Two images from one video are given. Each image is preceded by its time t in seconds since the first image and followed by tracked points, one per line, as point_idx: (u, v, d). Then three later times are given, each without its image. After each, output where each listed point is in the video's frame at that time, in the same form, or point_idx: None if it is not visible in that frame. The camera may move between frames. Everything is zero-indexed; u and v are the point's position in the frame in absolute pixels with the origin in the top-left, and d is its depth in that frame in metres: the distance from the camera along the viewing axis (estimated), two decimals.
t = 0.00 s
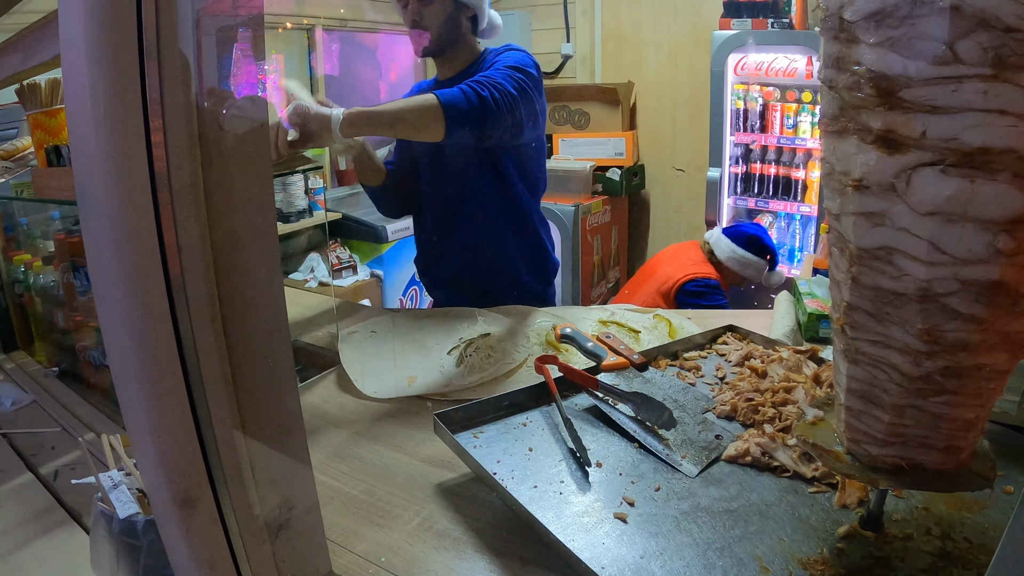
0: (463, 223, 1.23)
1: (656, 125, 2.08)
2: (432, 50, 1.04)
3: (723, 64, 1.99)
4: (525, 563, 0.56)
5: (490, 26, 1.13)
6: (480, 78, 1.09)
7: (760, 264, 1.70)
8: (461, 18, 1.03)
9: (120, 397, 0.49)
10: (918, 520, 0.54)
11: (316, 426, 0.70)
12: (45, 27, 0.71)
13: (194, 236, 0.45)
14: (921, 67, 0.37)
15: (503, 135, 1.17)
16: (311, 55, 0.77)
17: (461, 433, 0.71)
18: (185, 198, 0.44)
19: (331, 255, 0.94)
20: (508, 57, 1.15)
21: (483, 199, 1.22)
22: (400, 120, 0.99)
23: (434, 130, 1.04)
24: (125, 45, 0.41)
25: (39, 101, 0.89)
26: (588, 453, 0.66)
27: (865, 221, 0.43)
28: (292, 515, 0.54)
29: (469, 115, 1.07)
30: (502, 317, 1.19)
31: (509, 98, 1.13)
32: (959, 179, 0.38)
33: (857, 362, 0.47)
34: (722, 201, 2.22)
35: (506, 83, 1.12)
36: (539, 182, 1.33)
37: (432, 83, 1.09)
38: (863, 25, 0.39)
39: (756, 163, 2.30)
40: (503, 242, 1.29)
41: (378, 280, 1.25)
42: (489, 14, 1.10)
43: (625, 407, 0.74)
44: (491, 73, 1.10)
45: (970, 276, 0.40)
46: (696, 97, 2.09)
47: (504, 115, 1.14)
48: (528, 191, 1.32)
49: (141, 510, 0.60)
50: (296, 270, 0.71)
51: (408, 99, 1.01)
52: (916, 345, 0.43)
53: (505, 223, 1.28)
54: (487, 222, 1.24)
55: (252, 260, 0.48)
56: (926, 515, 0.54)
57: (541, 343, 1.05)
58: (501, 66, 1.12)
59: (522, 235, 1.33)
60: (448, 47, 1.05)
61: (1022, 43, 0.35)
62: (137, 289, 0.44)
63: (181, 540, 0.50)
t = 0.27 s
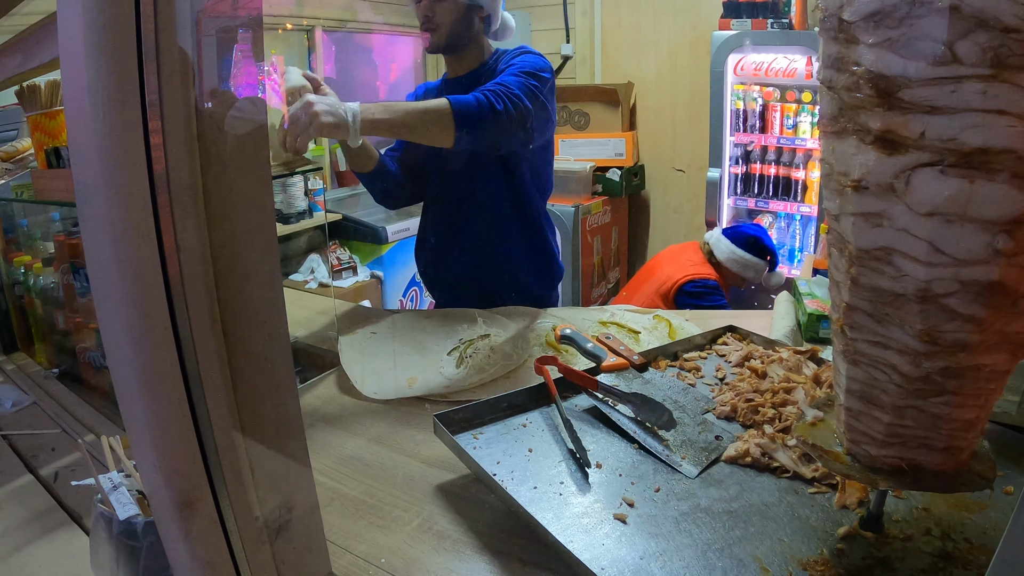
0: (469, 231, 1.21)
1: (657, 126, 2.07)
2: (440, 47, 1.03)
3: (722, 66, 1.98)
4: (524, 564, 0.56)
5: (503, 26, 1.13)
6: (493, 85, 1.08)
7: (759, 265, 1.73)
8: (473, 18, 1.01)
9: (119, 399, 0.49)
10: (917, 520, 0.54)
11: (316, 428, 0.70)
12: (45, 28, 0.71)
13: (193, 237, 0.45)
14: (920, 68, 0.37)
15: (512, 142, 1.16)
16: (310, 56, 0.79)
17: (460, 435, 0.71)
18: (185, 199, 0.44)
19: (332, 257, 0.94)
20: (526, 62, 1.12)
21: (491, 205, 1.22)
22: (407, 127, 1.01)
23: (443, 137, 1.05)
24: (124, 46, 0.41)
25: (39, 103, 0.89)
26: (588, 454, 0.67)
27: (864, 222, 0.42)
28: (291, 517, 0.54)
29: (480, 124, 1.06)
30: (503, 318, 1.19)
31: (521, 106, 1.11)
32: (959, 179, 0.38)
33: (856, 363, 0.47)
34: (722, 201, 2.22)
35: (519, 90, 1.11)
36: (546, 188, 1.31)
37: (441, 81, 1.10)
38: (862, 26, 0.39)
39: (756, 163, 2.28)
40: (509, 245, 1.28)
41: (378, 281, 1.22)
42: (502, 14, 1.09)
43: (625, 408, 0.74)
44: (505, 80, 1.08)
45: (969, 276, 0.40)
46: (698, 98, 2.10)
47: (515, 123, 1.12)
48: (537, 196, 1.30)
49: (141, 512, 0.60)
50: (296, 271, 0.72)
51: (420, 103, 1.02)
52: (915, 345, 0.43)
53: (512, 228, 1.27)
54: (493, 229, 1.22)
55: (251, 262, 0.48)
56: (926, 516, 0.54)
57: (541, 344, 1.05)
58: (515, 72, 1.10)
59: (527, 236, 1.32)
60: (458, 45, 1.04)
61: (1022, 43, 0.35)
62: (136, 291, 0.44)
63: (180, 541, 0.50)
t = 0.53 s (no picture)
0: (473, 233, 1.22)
1: (657, 126, 2.08)
2: (445, 46, 1.03)
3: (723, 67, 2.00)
4: (525, 567, 0.56)
5: (510, 28, 1.13)
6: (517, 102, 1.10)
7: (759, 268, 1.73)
8: (479, 20, 1.02)
9: (120, 401, 0.49)
10: (916, 524, 0.54)
11: (316, 430, 0.71)
12: (47, 30, 0.71)
13: (194, 241, 0.45)
14: (920, 73, 0.38)
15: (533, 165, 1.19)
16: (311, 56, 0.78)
17: (461, 437, 0.71)
18: (186, 203, 0.44)
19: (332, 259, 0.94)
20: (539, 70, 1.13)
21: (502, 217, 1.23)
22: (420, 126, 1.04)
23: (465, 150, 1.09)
24: (126, 49, 0.41)
25: (40, 104, 0.89)
26: (588, 456, 0.67)
27: (865, 226, 0.43)
28: (292, 519, 0.54)
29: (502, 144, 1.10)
30: (503, 321, 1.19)
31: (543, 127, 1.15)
32: (959, 184, 0.38)
33: (856, 367, 0.47)
34: (722, 202, 2.21)
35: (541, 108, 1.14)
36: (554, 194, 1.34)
37: (443, 83, 1.12)
38: (863, 30, 0.40)
39: (756, 166, 2.31)
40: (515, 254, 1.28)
41: (378, 283, 1.24)
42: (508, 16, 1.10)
43: (625, 411, 0.74)
44: (526, 97, 1.11)
45: (969, 281, 0.40)
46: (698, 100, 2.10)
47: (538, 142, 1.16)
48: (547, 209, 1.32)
49: (142, 514, 0.60)
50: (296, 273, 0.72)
51: (449, 113, 1.08)
52: (916, 349, 0.43)
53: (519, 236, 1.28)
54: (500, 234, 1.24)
55: (253, 265, 0.48)
56: (925, 519, 0.54)
57: (541, 346, 1.05)
58: (532, 85, 1.12)
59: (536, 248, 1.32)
60: (465, 44, 1.04)
61: (1022, 48, 0.35)
62: (138, 294, 0.44)
63: (181, 543, 0.50)
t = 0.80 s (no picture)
0: (474, 233, 1.22)
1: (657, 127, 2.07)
2: (446, 45, 1.03)
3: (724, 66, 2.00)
4: (526, 566, 0.56)
5: (511, 22, 1.13)
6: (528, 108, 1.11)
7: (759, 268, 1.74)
8: (478, 18, 1.01)
9: (119, 401, 0.49)
10: (918, 523, 0.54)
11: (316, 429, 0.70)
12: (46, 28, 0.71)
13: (194, 239, 0.45)
14: (924, 71, 0.37)
15: (540, 177, 1.20)
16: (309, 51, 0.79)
17: (462, 436, 0.71)
18: (186, 201, 0.44)
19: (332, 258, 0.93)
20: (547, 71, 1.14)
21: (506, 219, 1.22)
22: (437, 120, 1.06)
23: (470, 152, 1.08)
24: (126, 47, 0.41)
25: (39, 102, 0.89)
26: (589, 456, 0.66)
27: (867, 225, 0.42)
28: (292, 519, 0.54)
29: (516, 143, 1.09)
30: (503, 320, 1.19)
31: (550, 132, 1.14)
32: (962, 182, 0.38)
33: (858, 366, 0.47)
34: (722, 200, 2.20)
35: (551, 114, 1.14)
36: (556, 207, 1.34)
37: (443, 78, 1.11)
38: (865, 28, 0.39)
39: (757, 164, 2.29)
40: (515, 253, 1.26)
41: (379, 282, 1.25)
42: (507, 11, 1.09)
43: (626, 410, 0.74)
44: (530, 101, 1.11)
45: (972, 279, 0.40)
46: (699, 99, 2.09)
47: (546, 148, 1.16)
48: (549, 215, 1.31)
49: (141, 514, 0.60)
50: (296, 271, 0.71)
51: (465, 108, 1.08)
52: (918, 348, 0.43)
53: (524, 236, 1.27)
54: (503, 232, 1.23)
55: (253, 264, 0.48)
56: (926, 519, 0.54)
57: (542, 345, 1.05)
58: (537, 89, 1.12)
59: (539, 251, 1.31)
60: (465, 43, 1.04)
61: None
62: (137, 293, 0.44)
63: (181, 543, 0.50)
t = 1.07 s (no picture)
0: (471, 236, 1.23)
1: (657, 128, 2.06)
2: (439, 45, 1.04)
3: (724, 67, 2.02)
4: (527, 568, 0.56)
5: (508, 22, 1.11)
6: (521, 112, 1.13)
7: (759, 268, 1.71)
8: (471, 17, 1.01)
9: (120, 402, 0.49)
10: (919, 525, 0.54)
11: (316, 431, 0.70)
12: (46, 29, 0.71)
13: (195, 240, 0.45)
14: (926, 73, 0.37)
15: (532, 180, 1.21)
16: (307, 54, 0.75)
17: (462, 438, 0.71)
18: (188, 202, 0.44)
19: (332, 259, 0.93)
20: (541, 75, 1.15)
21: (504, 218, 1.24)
22: (432, 122, 1.06)
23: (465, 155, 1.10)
24: (128, 48, 0.41)
25: (39, 103, 0.89)
26: (590, 457, 0.66)
27: (869, 226, 0.42)
28: (293, 520, 0.54)
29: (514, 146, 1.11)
30: (503, 321, 1.19)
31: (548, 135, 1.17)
32: (963, 184, 0.38)
33: (860, 368, 0.47)
34: (722, 201, 2.21)
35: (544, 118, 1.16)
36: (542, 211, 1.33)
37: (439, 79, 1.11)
38: (867, 30, 0.39)
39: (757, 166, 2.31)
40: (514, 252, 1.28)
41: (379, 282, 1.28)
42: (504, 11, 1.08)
43: (627, 411, 0.74)
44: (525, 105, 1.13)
45: (973, 281, 0.40)
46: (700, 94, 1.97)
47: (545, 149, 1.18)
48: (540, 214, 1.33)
49: (142, 515, 0.60)
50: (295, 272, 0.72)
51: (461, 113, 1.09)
52: (920, 349, 0.43)
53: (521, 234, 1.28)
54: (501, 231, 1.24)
55: (254, 265, 0.48)
56: (927, 520, 0.54)
57: (542, 346, 1.05)
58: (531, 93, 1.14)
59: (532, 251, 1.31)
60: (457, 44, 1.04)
61: None
62: (139, 294, 0.44)
63: (182, 544, 0.50)
